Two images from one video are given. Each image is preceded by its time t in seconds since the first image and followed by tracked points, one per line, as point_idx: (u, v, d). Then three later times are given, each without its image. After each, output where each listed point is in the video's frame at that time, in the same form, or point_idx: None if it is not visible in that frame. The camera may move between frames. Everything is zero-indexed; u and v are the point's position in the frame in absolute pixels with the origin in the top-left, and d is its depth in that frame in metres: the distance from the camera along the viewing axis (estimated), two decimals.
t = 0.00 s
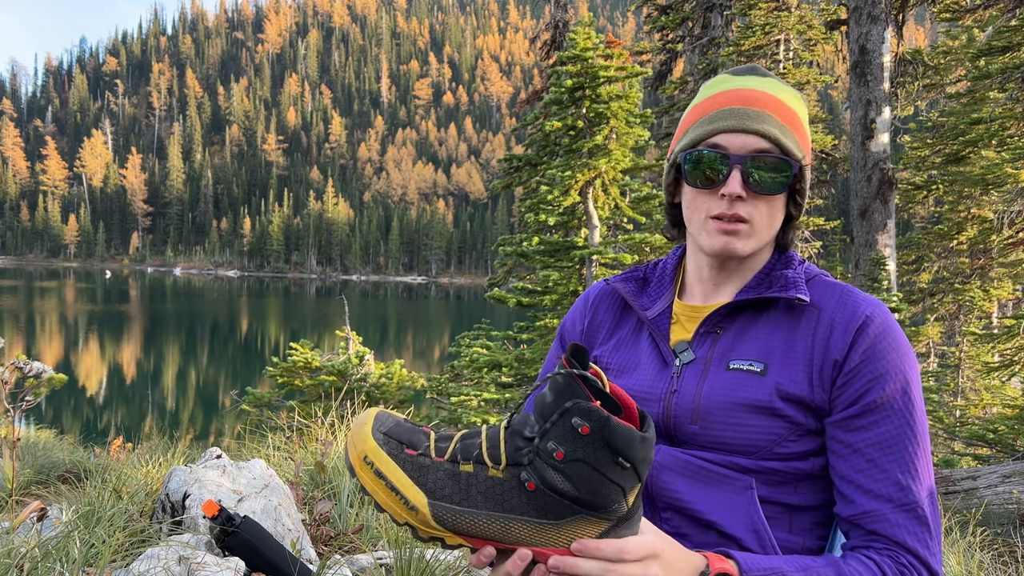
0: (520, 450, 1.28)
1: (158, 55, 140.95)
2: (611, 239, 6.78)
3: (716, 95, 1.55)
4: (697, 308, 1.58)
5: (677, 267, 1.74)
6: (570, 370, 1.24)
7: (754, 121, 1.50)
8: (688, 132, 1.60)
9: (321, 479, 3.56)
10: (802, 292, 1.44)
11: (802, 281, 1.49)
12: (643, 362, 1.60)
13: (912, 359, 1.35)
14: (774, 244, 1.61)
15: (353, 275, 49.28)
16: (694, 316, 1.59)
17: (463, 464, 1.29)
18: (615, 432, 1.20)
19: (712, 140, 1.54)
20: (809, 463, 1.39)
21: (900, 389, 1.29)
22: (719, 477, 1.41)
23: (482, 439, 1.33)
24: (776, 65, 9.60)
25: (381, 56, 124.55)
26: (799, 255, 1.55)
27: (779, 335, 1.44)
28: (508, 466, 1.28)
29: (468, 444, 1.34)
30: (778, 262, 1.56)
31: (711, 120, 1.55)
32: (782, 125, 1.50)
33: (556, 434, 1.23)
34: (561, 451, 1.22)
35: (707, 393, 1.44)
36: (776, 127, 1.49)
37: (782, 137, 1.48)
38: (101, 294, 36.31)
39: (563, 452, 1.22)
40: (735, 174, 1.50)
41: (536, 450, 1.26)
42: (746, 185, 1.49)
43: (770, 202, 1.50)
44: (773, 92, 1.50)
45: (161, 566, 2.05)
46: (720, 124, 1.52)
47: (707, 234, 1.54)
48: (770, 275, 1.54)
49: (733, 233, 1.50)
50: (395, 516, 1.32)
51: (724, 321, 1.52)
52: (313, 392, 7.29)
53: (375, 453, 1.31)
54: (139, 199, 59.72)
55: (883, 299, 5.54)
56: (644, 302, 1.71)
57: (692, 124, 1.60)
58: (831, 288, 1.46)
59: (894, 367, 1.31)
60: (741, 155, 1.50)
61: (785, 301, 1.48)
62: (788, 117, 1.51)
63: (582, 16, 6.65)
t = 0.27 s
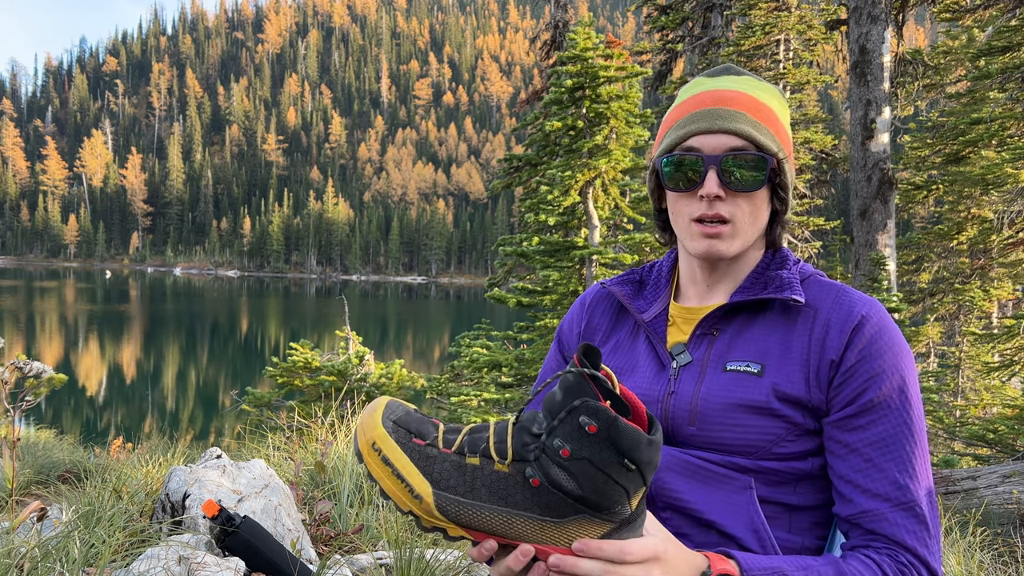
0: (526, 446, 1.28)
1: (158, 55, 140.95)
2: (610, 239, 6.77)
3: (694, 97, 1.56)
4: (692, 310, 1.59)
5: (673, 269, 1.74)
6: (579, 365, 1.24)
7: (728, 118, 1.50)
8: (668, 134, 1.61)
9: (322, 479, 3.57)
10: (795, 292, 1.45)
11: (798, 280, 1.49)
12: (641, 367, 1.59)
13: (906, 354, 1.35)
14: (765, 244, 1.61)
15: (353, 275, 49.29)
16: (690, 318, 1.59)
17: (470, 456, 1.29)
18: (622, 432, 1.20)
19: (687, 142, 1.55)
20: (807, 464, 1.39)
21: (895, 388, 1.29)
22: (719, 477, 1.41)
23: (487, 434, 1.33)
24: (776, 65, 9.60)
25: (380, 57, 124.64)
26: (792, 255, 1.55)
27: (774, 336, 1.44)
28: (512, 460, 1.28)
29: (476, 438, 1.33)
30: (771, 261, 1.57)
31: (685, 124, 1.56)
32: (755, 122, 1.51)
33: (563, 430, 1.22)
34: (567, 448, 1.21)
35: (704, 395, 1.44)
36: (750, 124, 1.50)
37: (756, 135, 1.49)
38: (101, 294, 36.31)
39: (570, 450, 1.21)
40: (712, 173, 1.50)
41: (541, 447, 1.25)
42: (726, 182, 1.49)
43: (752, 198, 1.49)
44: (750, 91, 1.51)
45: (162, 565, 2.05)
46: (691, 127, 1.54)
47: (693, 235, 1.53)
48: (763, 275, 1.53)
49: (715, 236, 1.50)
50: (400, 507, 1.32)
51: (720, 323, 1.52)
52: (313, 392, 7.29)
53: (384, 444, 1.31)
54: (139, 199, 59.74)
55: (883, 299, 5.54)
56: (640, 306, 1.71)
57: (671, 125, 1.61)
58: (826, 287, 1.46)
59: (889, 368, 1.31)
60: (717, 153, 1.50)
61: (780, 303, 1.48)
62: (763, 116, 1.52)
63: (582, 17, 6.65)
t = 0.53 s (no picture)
0: (508, 440, 1.31)
1: (158, 56, 140.95)
2: (611, 239, 6.77)
3: (682, 97, 1.57)
4: (692, 311, 1.58)
5: (672, 270, 1.74)
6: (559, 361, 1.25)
7: (716, 116, 1.50)
8: (658, 135, 1.62)
9: (322, 479, 3.56)
10: (795, 294, 1.44)
11: (796, 282, 1.49)
12: (639, 367, 1.59)
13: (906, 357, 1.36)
14: (759, 243, 1.62)
15: (353, 275, 49.29)
16: (690, 319, 1.59)
17: (453, 451, 1.34)
18: (602, 426, 1.20)
19: (677, 142, 1.55)
20: (808, 465, 1.38)
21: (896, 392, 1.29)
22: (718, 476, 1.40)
23: (471, 430, 1.37)
24: (777, 65, 9.60)
25: (380, 57, 124.61)
26: (792, 254, 1.55)
27: (774, 339, 1.44)
28: (497, 455, 1.31)
29: (460, 434, 1.38)
30: (771, 261, 1.57)
31: (675, 123, 1.56)
32: (743, 119, 1.51)
33: (544, 425, 1.24)
34: (548, 443, 1.23)
35: (702, 396, 1.44)
36: (740, 121, 1.49)
37: (745, 133, 1.49)
38: (101, 294, 36.31)
39: (551, 444, 1.23)
40: (702, 172, 1.50)
41: (525, 441, 1.28)
42: (716, 180, 1.49)
43: (743, 194, 1.49)
44: (742, 91, 1.52)
45: (162, 566, 2.06)
46: (681, 126, 1.54)
47: (686, 233, 1.54)
48: (763, 275, 1.53)
49: (709, 231, 1.50)
50: (385, 500, 1.38)
51: (719, 324, 1.52)
52: (313, 392, 7.28)
53: (368, 438, 1.38)
54: (139, 200, 59.74)
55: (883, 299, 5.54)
56: (640, 306, 1.71)
57: (663, 124, 1.61)
58: (825, 290, 1.46)
59: (891, 371, 1.31)
60: (706, 151, 1.50)
61: (778, 305, 1.48)
62: (753, 114, 1.52)
63: (582, 17, 6.65)
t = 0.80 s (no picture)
0: (512, 446, 1.34)
1: (158, 56, 140.91)
2: (610, 240, 6.78)
3: (696, 99, 1.57)
4: (696, 310, 1.59)
5: (674, 268, 1.74)
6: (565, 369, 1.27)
7: (732, 119, 1.50)
8: (669, 137, 1.62)
9: (321, 479, 3.56)
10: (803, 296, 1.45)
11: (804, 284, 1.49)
12: (642, 365, 1.59)
13: (913, 341, 1.40)
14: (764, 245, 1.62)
15: (353, 275, 49.28)
16: (693, 319, 1.60)
17: (456, 458, 1.36)
18: (608, 428, 1.24)
19: (690, 145, 1.55)
20: (813, 463, 1.38)
21: (911, 361, 1.34)
22: (720, 477, 1.41)
23: (475, 436, 1.39)
24: (776, 65, 9.60)
25: (380, 56, 124.59)
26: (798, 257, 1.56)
27: (780, 336, 1.43)
28: (501, 461, 1.34)
29: (462, 440, 1.40)
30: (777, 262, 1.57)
31: (688, 125, 1.56)
32: (758, 123, 1.51)
33: (550, 429, 1.27)
34: (554, 446, 1.26)
35: (707, 395, 1.44)
36: (753, 126, 1.50)
37: (759, 138, 1.49)
38: (101, 294, 36.30)
39: (556, 448, 1.27)
40: (716, 177, 1.50)
41: (529, 446, 1.31)
42: (730, 185, 1.48)
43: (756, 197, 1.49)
44: (753, 95, 1.53)
45: (161, 566, 2.05)
46: (695, 129, 1.54)
47: (697, 239, 1.53)
48: (770, 274, 1.52)
49: (720, 236, 1.50)
50: (388, 506, 1.39)
51: (723, 322, 1.52)
52: (313, 392, 7.28)
53: (369, 446, 1.38)
54: (139, 199, 59.73)
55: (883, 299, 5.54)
56: (641, 303, 1.70)
57: (674, 127, 1.61)
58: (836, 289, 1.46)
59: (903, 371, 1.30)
60: (721, 156, 1.50)
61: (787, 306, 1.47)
62: (767, 118, 1.52)
63: (582, 16, 6.65)
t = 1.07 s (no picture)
0: (523, 444, 1.33)
1: (159, 56, 140.98)
2: (611, 239, 6.77)
3: (698, 97, 1.57)
4: (695, 308, 1.60)
5: (672, 266, 1.74)
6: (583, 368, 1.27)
7: (734, 121, 1.50)
8: (671, 134, 1.62)
9: (321, 479, 3.56)
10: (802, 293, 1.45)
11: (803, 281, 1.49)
12: (641, 364, 1.59)
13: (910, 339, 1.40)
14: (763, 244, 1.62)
15: (353, 275, 49.29)
16: (692, 318, 1.60)
17: (466, 452, 1.35)
18: (621, 434, 1.25)
19: (690, 144, 1.54)
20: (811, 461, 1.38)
21: (904, 333, 1.36)
22: (719, 476, 1.41)
23: (486, 431, 1.38)
24: (776, 65, 9.60)
25: (380, 56, 124.64)
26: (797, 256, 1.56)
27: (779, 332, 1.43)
28: (509, 459, 1.34)
29: (473, 434, 1.39)
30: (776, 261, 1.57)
31: (690, 124, 1.56)
32: (760, 124, 1.52)
33: (562, 431, 1.28)
34: (565, 448, 1.27)
35: (706, 393, 1.44)
36: (756, 128, 1.50)
37: (760, 137, 1.49)
38: (101, 294, 36.30)
39: (568, 450, 1.27)
40: (717, 176, 1.49)
41: (540, 447, 1.31)
42: (730, 183, 1.49)
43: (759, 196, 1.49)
44: (757, 94, 1.53)
45: (161, 566, 2.05)
46: (696, 128, 1.54)
47: (695, 237, 1.54)
48: (768, 273, 1.52)
49: (719, 235, 1.50)
50: (393, 497, 1.38)
51: (721, 320, 1.52)
52: (313, 392, 7.28)
53: (381, 433, 1.36)
54: (139, 199, 59.73)
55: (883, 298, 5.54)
56: (639, 303, 1.71)
57: (674, 126, 1.62)
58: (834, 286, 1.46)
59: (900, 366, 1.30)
60: (723, 156, 1.50)
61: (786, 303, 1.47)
62: (769, 118, 1.53)
63: (582, 17, 6.65)
